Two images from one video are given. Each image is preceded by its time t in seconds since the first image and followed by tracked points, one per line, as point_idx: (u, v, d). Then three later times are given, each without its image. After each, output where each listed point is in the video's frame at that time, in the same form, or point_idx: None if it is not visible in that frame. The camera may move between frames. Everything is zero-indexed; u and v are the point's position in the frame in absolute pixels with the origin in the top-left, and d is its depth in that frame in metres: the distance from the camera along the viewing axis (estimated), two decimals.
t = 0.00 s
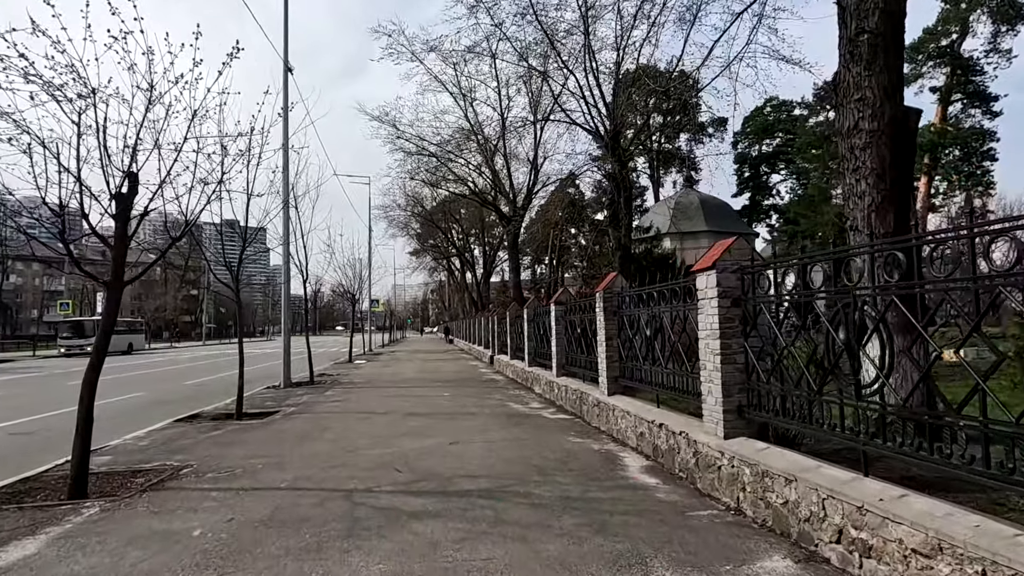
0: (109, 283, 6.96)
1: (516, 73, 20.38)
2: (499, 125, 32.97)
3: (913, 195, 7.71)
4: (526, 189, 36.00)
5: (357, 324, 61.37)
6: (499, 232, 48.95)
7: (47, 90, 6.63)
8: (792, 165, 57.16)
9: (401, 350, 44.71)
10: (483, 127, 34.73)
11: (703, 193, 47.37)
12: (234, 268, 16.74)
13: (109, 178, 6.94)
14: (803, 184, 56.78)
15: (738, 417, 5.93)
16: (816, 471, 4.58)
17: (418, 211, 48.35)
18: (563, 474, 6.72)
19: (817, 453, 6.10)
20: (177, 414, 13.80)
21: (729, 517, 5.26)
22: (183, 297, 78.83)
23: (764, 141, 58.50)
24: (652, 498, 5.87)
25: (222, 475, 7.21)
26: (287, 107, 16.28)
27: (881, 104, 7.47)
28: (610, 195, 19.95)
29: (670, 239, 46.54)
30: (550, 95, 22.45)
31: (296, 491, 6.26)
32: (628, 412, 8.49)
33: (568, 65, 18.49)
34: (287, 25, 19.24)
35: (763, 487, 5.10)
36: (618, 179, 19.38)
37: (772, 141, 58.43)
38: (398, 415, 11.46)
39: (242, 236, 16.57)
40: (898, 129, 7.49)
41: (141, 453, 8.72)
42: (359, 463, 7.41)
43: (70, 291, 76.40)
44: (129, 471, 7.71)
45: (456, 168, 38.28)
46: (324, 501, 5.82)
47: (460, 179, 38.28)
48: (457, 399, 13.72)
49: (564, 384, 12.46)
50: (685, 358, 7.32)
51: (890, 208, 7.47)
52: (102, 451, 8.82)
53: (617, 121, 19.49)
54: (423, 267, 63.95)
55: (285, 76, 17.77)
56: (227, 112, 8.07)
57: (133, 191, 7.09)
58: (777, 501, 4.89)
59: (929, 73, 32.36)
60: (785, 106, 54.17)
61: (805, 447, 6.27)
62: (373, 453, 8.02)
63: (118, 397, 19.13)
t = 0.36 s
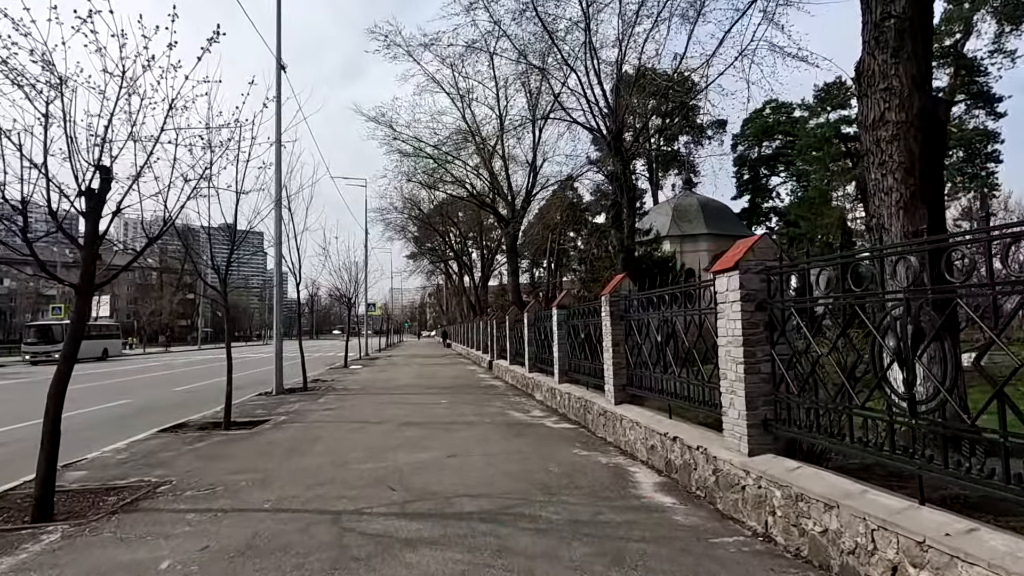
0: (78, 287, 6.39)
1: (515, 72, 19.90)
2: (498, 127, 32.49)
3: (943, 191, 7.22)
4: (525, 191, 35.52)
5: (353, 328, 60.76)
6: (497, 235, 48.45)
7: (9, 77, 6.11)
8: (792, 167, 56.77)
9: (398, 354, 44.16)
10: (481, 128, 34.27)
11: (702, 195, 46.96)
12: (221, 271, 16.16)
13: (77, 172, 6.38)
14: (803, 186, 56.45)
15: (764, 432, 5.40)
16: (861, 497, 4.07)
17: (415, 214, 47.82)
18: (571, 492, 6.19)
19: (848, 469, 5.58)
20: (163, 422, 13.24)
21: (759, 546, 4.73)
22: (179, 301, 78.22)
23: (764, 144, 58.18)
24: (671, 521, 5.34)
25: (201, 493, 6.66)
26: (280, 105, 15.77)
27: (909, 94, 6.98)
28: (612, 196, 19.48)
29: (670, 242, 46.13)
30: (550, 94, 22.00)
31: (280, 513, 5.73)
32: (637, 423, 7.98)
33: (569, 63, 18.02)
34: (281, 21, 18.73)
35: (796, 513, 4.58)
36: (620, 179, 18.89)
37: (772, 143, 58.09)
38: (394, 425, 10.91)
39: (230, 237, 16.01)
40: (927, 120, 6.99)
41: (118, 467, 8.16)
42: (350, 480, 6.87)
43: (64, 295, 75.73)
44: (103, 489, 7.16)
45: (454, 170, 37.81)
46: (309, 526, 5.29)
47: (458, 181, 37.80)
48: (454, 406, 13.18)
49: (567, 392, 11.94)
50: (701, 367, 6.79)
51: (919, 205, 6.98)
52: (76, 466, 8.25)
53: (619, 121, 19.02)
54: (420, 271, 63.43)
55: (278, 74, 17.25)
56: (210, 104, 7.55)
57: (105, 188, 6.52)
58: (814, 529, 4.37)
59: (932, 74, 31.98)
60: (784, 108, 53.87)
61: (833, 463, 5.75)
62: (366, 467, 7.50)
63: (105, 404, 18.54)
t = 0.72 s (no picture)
0: (33, 277, 5.84)
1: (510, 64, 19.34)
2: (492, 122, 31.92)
3: (972, 176, 6.73)
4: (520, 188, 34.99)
5: (346, 326, 60.09)
6: (492, 232, 47.91)
7: None
8: (788, 165, 56.42)
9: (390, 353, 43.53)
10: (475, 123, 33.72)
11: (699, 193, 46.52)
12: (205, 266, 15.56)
13: (32, 151, 5.82)
14: (799, 184, 56.13)
15: (788, 438, 4.89)
16: (908, 514, 3.57)
17: (409, 211, 47.23)
18: (574, 503, 5.67)
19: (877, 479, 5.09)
20: (143, 424, 12.67)
21: (786, 567, 4.23)
22: (170, 299, 77.46)
23: (760, 142, 57.82)
24: (685, 537, 4.83)
25: (170, 503, 6.10)
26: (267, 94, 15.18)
27: (937, 71, 6.48)
28: (610, 191, 18.95)
29: (666, 240, 45.70)
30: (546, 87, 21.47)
31: (253, 527, 5.19)
32: (642, 427, 7.47)
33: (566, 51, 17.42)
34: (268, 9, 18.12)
35: (829, 530, 4.08)
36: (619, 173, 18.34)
37: (768, 141, 57.75)
38: (383, 427, 10.37)
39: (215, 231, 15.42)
40: (956, 99, 6.50)
41: (85, 473, 7.59)
42: (332, 489, 6.33)
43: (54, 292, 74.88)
44: (64, 498, 6.60)
45: (448, 166, 37.24)
46: (284, 544, 4.75)
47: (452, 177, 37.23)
48: (448, 407, 12.63)
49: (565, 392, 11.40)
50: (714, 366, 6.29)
51: (948, 191, 6.48)
52: (39, 472, 7.67)
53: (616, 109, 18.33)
54: (414, 269, 62.78)
55: (266, 62, 16.62)
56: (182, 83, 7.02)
57: (63, 169, 5.96)
58: (851, 549, 3.87)
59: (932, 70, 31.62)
60: (781, 106, 53.56)
61: (860, 472, 5.26)
62: (351, 474, 6.96)
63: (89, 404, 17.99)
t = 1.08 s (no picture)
0: None
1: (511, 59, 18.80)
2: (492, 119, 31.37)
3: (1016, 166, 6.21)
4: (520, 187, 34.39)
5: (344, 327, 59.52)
6: (491, 232, 47.38)
7: None
8: (790, 164, 55.86)
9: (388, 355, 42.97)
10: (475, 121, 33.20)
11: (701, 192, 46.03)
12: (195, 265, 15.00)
13: None
14: (801, 183, 55.65)
15: (831, 456, 4.35)
16: (993, 553, 3.04)
17: (408, 210, 46.64)
18: (588, 525, 5.12)
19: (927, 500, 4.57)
20: (128, 429, 12.10)
21: None
22: (167, 299, 76.94)
23: (761, 141, 57.34)
24: (716, 566, 4.28)
25: (142, 523, 5.55)
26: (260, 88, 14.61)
27: (982, 51, 5.95)
28: (613, 188, 18.35)
29: (667, 239, 45.19)
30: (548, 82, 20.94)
31: (230, 554, 4.64)
32: (658, 437, 6.94)
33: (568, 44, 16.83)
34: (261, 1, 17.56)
35: (889, 566, 3.54)
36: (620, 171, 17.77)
37: (769, 141, 57.28)
38: (379, 435, 9.82)
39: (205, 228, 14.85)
40: (1001, 82, 5.98)
41: (56, 487, 7.03)
42: (321, 507, 5.77)
43: (51, 291, 74.28)
44: (29, 515, 6.05)
45: (448, 164, 36.72)
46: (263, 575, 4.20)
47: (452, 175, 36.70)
48: (447, 413, 12.04)
49: (572, 398, 10.78)
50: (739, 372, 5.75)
51: (992, 182, 5.96)
52: (7, 486, 7.11)
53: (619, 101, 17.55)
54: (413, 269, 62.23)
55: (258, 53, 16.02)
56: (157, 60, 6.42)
57: (23, 155, 5.40)
58: None
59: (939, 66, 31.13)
60: (783, 105, 53.11)
61: (908, 492, 4.72)
62: (342, 489, 6.42)
63: (77, 407, 17.42)
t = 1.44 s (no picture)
0: None
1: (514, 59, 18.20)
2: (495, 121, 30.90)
3: None
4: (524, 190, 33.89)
5: (345, 332, 59.00)
6: (494, 236, 46.92)
7: None
8: (796, 167, 55.31)
9: (390, 360, 42.46)
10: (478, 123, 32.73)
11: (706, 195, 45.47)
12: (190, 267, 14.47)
13: None
14: (806, 186, 55.12)
15: (891, 481, 3.80)
16: None
17: (409, 214, 46.18)
18: (609, 555, 4.59)
19: (998, 533, 4.01)
20: (119, 439, 11.60)
21: None
22: (167, 303, 76.64)
23: (766, 144, 56.86)
24: None
25: (116, 552, 5.02)
26: (257, 86, 14.12)
27: None
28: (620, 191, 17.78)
29: (672, 243, 44.65)
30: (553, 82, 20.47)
31: None
32: (681, 452, 6.41)
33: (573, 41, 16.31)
34: None
35: None
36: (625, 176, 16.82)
37: (773, 145, 56.79)
38: (379, 447, 9.30)
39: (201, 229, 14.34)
40: None
41: (30, 508, 6.50)
42: (313, 533, 5.25)
43: (51, 295, 74.01)
44: None
45: (450, 167, 36.24)
46: None
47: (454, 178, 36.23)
48: (451, 422, 11.51)
49: (582, 408, 10.24)
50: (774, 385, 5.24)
51: None
52: None
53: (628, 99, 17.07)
54: (415, 273, 61.75)
55: (256, 50, 15.53)
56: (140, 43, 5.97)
57: None
58: None
59: (949, 65, 30.61)
60: (788, 108, 52.66)
61: (974, 522, 4.17)
62: (338, 511, 5.89)
63: (69, 415, 16.92)
